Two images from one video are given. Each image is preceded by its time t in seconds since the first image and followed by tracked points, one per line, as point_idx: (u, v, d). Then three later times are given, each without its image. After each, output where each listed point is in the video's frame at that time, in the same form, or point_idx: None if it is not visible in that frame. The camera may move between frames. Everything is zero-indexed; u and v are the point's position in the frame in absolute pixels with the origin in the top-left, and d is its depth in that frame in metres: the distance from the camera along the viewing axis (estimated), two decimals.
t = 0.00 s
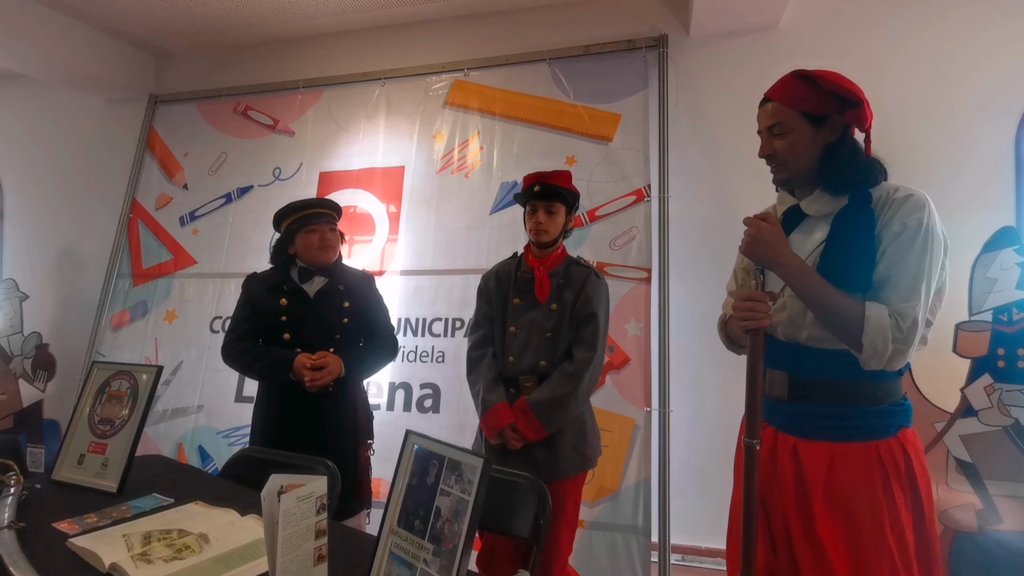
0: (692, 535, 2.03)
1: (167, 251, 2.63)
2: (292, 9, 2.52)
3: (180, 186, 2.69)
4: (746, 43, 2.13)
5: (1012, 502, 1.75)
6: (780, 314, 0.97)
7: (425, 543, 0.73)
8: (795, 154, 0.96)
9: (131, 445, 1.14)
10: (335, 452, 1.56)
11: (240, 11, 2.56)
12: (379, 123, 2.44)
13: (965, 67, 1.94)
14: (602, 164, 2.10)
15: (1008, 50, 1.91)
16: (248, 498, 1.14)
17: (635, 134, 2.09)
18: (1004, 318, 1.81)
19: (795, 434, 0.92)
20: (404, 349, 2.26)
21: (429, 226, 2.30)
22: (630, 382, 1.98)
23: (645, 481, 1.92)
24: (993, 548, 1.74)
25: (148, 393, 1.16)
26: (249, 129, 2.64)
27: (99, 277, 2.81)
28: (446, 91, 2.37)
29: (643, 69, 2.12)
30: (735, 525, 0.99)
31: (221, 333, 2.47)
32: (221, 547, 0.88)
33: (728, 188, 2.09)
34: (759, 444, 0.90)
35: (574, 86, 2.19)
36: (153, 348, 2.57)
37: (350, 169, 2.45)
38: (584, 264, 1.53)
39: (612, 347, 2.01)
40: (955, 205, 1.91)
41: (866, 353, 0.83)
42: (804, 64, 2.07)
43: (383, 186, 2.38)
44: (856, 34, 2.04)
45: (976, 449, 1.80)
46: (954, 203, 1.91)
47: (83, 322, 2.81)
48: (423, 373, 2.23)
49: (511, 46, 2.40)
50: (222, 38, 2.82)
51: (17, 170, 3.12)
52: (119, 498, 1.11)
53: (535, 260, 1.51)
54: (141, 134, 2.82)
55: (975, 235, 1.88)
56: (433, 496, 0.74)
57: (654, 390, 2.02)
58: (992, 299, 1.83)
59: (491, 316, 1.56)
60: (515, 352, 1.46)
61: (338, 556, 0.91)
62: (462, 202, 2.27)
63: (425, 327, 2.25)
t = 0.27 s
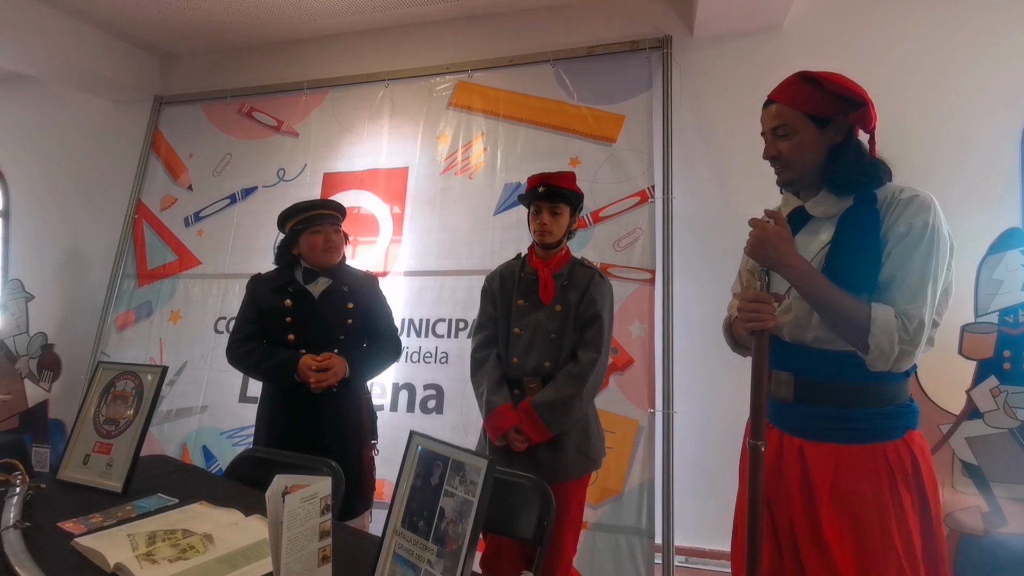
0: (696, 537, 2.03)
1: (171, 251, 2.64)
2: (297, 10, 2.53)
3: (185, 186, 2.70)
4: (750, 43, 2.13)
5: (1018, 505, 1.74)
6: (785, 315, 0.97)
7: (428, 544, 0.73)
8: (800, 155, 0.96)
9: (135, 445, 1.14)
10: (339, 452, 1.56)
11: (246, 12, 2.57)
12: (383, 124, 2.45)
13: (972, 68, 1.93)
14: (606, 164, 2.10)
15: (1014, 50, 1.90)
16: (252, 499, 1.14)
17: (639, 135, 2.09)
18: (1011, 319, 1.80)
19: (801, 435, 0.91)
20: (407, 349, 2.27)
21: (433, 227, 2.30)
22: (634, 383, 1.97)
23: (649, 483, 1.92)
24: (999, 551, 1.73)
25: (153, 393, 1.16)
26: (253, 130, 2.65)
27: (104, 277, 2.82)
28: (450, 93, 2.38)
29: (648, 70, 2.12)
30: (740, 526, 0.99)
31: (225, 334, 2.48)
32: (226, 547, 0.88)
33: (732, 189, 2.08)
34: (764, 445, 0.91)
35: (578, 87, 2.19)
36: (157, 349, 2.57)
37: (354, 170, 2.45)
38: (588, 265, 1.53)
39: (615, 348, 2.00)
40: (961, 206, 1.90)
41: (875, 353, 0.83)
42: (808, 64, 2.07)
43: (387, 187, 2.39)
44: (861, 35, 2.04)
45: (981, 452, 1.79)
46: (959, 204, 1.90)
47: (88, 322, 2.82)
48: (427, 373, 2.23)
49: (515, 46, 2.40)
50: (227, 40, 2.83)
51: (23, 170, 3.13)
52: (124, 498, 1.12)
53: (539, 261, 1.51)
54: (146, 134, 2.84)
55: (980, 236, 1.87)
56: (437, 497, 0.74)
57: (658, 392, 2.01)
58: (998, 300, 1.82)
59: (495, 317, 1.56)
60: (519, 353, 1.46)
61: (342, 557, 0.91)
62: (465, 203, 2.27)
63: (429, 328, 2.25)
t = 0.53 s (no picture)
0: (697, 538, 2.02)
1: (173, 252, 2.65)
2: (299, 11, 2.54)
3: (187, 187, 2.70)
4: (752, 44, 2.13)
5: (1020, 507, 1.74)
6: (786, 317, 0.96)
7: (429, 545, 0.73)
8: (836, 146, 0.95)
9: (137, 445, 1.14)
10: (341, 453, 1.56)
11: (248, 14, 2.58)
12: (385, 125, 2.45)
13: (974, 69, 1.93)
14: (607, 165, 2.10)
15: (1017, 50, 1.89)
16: (253, 499, 1.14)
17: (641, 137, 2.09)
18: (1013, 321, 1.79)
19: (804, 436, 0.92)
20: (409, 350, 2.27)
21: (435, 228, 2.30)
22: (635, 384, 1.97)
23: (650, 484, 1.91)
24: (1002, 554, 1.73)
25: (155, 394, 1.17)
26: (255, 131, 2.65)
27: (106, 278, 2.83)
28: (452, 94, 2.38)
29: (649, 71, 2.12)
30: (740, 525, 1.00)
31: (227, 335, 2.48)
32: (227, 548, 0.88)
33: (733, 190, 2.08)
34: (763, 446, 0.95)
35: (579, 88, 2.19)
36: (159, 349, 2.58)
37: (356, 171, 2.45)
38: (590, 266, 1.53)
39: (617, 349, 2.00)
40: (964, 207, 1.89)
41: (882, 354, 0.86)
42: (810, 65, 2.07)
43: (388, 188, 2.39)
44: (863, 36, 2.04)
45: (983, 454, 1.79)
46: (961, 205, 1.89)
47: (91, 322, 2.83)
48: (428, 374, 2.23)
49: (517, 48, 2.40)
50: (229, 41, 2.84)
51: (26, 171, 3.14)
52: (125, 499, 1.12)
53: (541, 262, 1.51)
54: (149, 135, 2.84)
55: (983, 238, 1.86)
56: (438, 498, 0.74)
57: (659, 393, 2.01)
58: (1000, 302, 1.81)
59: (496, 318, 1.56)
60: (521, 354, 1.46)
61: (343, 558, 0.91)
62: (467, 204, 2.27)
63: (430, 329, 2.25)
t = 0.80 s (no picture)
0: (698, 539, 2.02)
1: (174, 253, 2.65)
2: (300, 13, 2.54)
3: (188, 188, 2.71)
4: (752, 45, 2.13)
5: (1020, 507, 1.74)
6: (796, 317, 1.24)
7: (430, 546, 0.73)
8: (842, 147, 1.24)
9: (138, 446, 1.14)
10: (342, 454, 1.56)
11: (249, 15, 2.58)
12: (385, 126, 2.45)
13: (974, 69, 1.93)
14: (608, 166, 2.10)
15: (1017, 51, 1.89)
16: (255, 500, 1.15)
17: (642, 138, 2.09)
18: (1016, 322, 1.73)
19: (826, 436, 1.17)
20: (410, 351, 2.27)
21: (436, 229, 2.30)
22: (636, 385, 1.97)
23: (650, 485, 1.91)
24: (1003, 555, 1.73)
25: (157, 394, 1.17)
26: (256, 132, 2.66)
27: (107, 278, 2.83)
28: (453, 94, 2.38)
29: (650, 72, 2.12)
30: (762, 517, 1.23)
31: (228, 335, 2.49)
32: (229, 549, 0.88)
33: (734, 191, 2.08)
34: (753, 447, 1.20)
35: (580, 89, 2.20)
36: (161, 350, 2.58)
37: (357, 172, 2.46)
38: (591, 267, 1.53)
39: (617, 350, 2.00)
40: (965, 208, 1.89)
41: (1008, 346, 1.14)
42: (811, 66, 2.07)
43: (389, 189, 2.39)
44: (864, 36, 2.03)
45: (983, 454, 1.80)
46: (963, 205, 1.88)
47: (91, 323, 2.83)
48: (428, 375, 2.23)
49: (518, 48, 2.40)
50: (231, 42, 2.85)
51: (27, 172, 3.14)
52: (127, 499, 1.12)
53: (542, 263, 1.51)
54: (150, 136, 2.85)
55: (984, 237, 1.83)
56: (439, 499, 0.75)
57: (660, 394, 2.01)
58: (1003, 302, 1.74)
59: (497, 318, 1.56)
60: (522, 355, 1.46)
61: (344, 559, 0.91)
62: (468, 205, 2.27)
63: (431, 330, 2.25)
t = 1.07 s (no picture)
0: (698, 540, 2.02)
1: (175, 253, 2.65)
2: (300, 13, 2.54)
3: (188, 188, 2.71)
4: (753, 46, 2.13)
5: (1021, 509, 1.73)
6: (798, 316, 1.05)
7: (430, 547, 0.73)
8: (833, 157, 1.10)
9: (138, 447, 1.14)
10: (342, 455, 1.56)
11: (250, 15, 2.58)
12: (386, 127, 2.45)
13: (975, 70, 1.92)
14: (608, 167, 2.10)
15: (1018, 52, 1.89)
16: (255, 501, 1.14)
17: (642, 138, 2.09)
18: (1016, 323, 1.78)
19: (824, 432, 0.99)
20: (410, 351, 2.27)
21: (436, 230, 2.30)
22: (636, 386, 1.97)
23: (650, 486, 1.91)
24: (1004, 556, 1.72)
25: (156, 395, 1.17)
26: (257, 132, 2.66)
27: (107, 279, 2.83)
28: (453, 95, 2.38)
29: (650, 73, 2.12)
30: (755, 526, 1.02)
31: (228, 336, 2.49)
32: (228, 550, 0.88)
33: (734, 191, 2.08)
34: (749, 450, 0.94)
35: (580, 90, 2.20)
36: (161, 350, 2.58)
37: (357, 172, 2.46)
38: (592, 268, 1.53)
39: (618, 351, 2.00)
40: (966, 208, 1.89)
41: None
42: (811, 67, 2.07)
43: (389, 189, 2.39)
44: (865, 37, 2.03)
45: (985, 456, 1.78)
46: (963, 207, 1.89)
47: (92, 323, 2.83)
48: (429, 376, 2.23)
49: (518, 49, 2.40)
50: (232, 43, 2.85)
51: (28, 172, 3.15)
52: (127, 500, 1.12)
53: (542, 264, 1.51)
54: (151, 137, 2.85)
55: (985, 240, 1.86)
56: (439, 500, 0.75)
57: (660, 394, 2.01)
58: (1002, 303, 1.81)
59: (497, 319, 1.56)
60: (523, 356, 1.46)
61: (344, 560, 0.91)
62: (468, 206, 2.27)
63: (431, 330, 2.25)
